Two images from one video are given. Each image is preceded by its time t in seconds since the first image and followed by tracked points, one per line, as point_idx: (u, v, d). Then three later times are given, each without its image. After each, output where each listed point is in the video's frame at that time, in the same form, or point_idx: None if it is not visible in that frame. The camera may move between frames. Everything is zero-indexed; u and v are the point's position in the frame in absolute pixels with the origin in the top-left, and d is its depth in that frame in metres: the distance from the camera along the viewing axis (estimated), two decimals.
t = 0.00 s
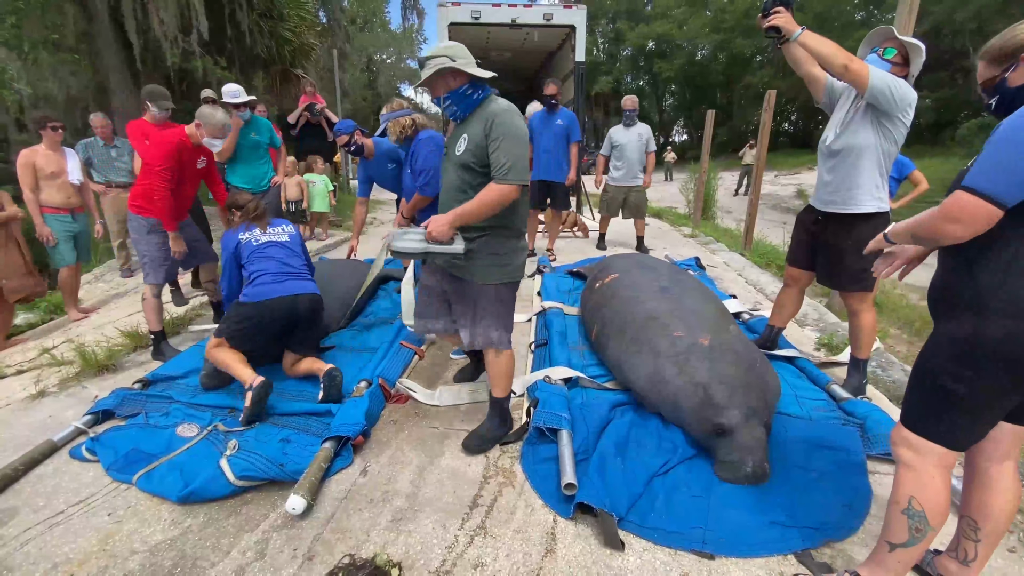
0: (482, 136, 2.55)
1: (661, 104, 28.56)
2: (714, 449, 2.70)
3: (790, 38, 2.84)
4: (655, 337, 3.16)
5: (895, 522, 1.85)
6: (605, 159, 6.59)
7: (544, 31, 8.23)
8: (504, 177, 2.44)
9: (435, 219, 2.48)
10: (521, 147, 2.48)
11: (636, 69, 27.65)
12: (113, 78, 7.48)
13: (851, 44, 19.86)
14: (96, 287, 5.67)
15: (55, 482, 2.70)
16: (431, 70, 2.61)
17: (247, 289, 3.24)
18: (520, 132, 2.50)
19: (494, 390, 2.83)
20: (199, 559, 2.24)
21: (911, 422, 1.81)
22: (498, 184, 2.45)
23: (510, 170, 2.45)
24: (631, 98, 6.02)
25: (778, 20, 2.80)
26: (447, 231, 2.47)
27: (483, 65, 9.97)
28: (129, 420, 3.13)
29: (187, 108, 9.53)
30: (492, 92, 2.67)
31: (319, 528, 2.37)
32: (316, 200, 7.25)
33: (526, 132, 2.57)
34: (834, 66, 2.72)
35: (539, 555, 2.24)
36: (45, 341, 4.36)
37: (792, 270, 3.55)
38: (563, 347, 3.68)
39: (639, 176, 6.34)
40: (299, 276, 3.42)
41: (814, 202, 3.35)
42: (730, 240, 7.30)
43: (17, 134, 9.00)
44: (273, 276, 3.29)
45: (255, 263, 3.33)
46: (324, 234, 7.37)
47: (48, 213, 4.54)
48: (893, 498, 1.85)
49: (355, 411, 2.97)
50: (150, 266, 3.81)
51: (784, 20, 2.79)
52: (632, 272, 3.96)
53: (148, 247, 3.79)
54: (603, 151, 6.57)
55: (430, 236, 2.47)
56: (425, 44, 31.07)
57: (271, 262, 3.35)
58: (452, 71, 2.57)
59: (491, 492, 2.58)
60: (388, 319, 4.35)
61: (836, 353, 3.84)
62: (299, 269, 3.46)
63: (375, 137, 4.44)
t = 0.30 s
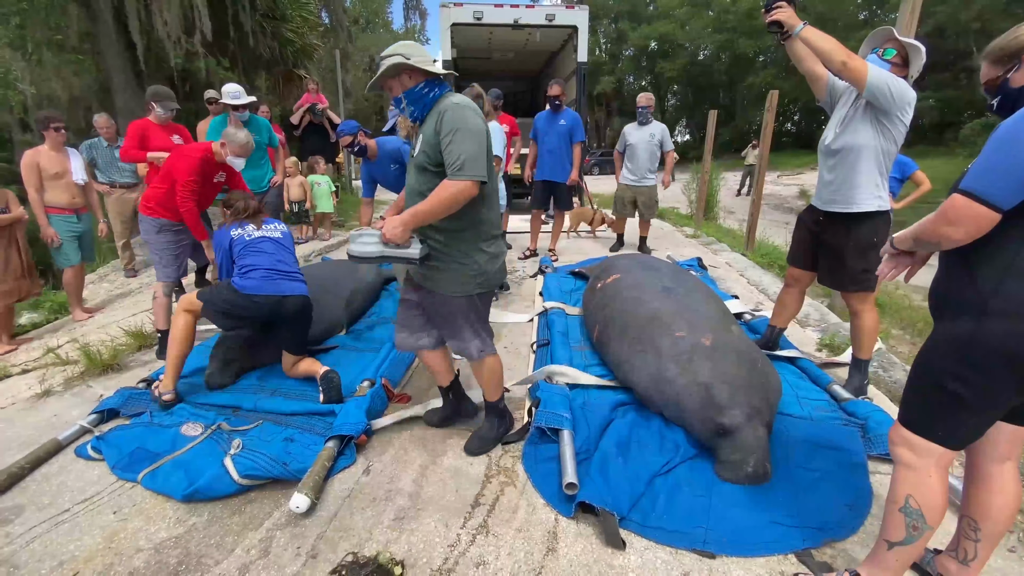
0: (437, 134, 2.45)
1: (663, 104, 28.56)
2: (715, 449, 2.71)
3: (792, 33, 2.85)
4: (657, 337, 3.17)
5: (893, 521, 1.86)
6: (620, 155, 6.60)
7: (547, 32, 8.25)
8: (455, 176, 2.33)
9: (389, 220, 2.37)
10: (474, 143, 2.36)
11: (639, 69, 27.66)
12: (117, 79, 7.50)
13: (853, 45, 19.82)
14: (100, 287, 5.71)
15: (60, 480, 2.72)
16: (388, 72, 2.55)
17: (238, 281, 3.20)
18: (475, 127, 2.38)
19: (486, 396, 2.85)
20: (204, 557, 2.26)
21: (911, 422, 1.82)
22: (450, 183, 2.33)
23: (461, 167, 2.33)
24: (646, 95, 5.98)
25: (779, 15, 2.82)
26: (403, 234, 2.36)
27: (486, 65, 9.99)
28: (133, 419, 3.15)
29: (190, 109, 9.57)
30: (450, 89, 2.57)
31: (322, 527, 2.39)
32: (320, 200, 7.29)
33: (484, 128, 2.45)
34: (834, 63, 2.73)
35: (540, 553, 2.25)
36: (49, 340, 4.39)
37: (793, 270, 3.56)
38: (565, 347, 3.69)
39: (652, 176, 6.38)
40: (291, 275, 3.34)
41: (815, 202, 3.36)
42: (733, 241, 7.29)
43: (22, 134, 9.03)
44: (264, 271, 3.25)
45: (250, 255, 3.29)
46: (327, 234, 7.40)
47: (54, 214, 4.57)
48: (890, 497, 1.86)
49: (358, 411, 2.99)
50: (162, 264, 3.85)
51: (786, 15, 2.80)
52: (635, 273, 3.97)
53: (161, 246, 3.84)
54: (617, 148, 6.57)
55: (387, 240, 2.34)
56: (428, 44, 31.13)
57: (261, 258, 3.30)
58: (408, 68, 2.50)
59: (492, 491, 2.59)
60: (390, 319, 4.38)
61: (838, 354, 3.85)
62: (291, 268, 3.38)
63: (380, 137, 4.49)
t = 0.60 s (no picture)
0: (372, 128, 2.22)
1: (666, 104, 28.52)
2: (717, 448, 2.73)
3: (795, 28, 2.84)
4: (660, 337, 3.18)
5: (895, 521, 1.87)
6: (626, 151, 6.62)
7: (550, 32, 8.25)
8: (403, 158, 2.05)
9: (333, 217, 2.03)
10: (416, 126, 2.13)
11: (642, 69, 27.63)
12: (122, 80, 7.54)
13: (858, 44, 19.76)
14: (106, 287, 5.74)
15: (67, 478, 2.75)
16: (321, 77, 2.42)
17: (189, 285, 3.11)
18: (413, 112, 2.18)
19: (358, 432, 2.47)
20: (209, 554, 2.29)
21: (912, 421, 1.83)
22: (396, 169, 2.04)
23: (408, 149, 2.06)
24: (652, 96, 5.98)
25: (783, 10, 2.81)
26: (360, 223, 2.02)
27: (489, 66, 10.00)
28: (140, 418, 3.18)
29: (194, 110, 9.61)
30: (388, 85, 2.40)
31: (326, 524, 2.41)
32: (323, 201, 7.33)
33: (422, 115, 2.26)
34: (834, 59, 2.73)
35: (542, 552, 2.26)
36: (55, 340, 4.42)
37: (795, 270, 3.57)
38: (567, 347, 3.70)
39: (656, 172, 6.30)
40: (246, 277, 3.17)
41: (814, 201, 3.37)
42: (736, 240, 7.29)
43: (27, 135, 9.07)
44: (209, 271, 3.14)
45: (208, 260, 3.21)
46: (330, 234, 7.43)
47: (60, 214, 4.61)
48: (892, 498, 1.87)
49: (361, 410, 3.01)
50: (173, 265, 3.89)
51: (789, 10, 2.80)
52: (637, 273, 3.98)
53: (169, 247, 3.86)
54: (621, 146, 6.58)
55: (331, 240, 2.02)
56: (430, 45, 31.06)
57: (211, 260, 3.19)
58: (340, 72, 2.39)
59: (495, 490, 2.61)
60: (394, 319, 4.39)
61: (841, 354, 3.85)
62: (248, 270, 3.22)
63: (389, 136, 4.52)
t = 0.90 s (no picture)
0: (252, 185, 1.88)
1: (670, 104, 28.48)
2: (718, 448, 2.73)
3: (796, 28, 2.84)
4: (661, 337, 3.19)
5: (892, 519, 1.87)
6: (626, 154, 6.64)
7: (553, 33, 8.27)
8: (255, 210, 1.72)
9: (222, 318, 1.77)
10: (282, 168, 1.80)
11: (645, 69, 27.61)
12: (127, 81, 7.59)
13: (862, 44, 19.70)
14: (111, 287, 5.78)
15: (72, 477, 2.77)
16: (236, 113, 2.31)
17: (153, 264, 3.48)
18: (283, 148, 1.84)
19: (264, 520, 2.08)
20: (212, 552, 2.31)
21: (911, 422, 1.83)
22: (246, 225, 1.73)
23: (262, 196, 1.73)
24: (650, 97, 5.96)
25: (784, 9, 2.81)
26: (242, 316, 1.75)
27: (492, 66, 10.02)
28: (144, 417, 3.20)
29: (199, 111, 9.66)
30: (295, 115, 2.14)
31: (327, 523, 2.42)
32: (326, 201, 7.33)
33: (307, 152, 1.92)
34: (833, 59, 2.73)
35: (543, 552, 2.27)
36: (61, 340, 4.45)
37: (797, 270, 3.56)
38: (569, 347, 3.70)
39: (656, 172, 6.32)
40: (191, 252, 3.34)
41: (815, 201, 3.36)
42: (739, 241, 7.29)
43: (33, 137, 9.13)
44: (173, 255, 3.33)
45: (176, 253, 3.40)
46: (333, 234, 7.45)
47: (67, 215, 4.65)
48: (889, 496, 1.87)
49: (363, 410, 3.03)
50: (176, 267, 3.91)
51: (790, 10, 2.80)
52: (639, 273, 3.98)
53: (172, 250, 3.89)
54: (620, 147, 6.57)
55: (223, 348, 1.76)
56: (434, 46, 31.09)
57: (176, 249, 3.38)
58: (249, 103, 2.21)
59: (496, 490, 2.62)
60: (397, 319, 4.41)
61: (843, 355, 3.85)
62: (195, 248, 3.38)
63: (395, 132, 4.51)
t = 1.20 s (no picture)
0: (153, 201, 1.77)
1: (674, 104, 28.41)
2: (718, 450, 2.72)
3: (797, 27, 2.82)
4: (661, 338, 3.17)
5: (876, 510, 1.90)
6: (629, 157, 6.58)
7: (555, 33, 8.26)
8: (114, 226, 1.64)
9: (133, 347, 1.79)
10: (144, 171, 1.65)
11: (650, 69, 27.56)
12: (132, 83, 7.63)
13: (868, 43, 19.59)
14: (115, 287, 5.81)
15: (73, 476, 2.78)
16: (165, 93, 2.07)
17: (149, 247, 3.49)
18: (148, 145, 1.66)
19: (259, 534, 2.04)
20: (211, 552, 2.31)
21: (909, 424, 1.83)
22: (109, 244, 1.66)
23: (124, 211, 1.64)
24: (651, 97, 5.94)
25: (784, 8, 2.79)
26: (125, 348, 1.74)
27: (495, 66, 10.02)
28: (144, 417, 3.21)
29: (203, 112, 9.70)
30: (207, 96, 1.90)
31: (325, 523, 2.43)
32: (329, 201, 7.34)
33: (190, 141, 1.72)
34: (833, 58, 2.71)
35: (540, 554, 2.27)
36: (65, 340, 4.47)
37: (799, 270, 3.54)
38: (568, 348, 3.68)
39: (661, 173, 6.32)
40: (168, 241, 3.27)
41: (816, 201, 3.34)
42: (743, 241, 7.25)
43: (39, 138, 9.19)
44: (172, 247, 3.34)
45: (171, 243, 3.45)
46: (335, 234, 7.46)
47: (71, 216, 4.68)
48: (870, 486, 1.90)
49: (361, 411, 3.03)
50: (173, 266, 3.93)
51: (790, 9, 2.78)
52: (641, 274, 3.96)
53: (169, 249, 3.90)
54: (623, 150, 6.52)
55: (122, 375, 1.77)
56: (438, 47, 31.07)
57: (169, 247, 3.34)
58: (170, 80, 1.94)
59: (494, 491, 2.61)
60: (397, 320, 4.41)
61: (845, 357, 3.82)
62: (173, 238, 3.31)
63: (403, 131, 4.51)
